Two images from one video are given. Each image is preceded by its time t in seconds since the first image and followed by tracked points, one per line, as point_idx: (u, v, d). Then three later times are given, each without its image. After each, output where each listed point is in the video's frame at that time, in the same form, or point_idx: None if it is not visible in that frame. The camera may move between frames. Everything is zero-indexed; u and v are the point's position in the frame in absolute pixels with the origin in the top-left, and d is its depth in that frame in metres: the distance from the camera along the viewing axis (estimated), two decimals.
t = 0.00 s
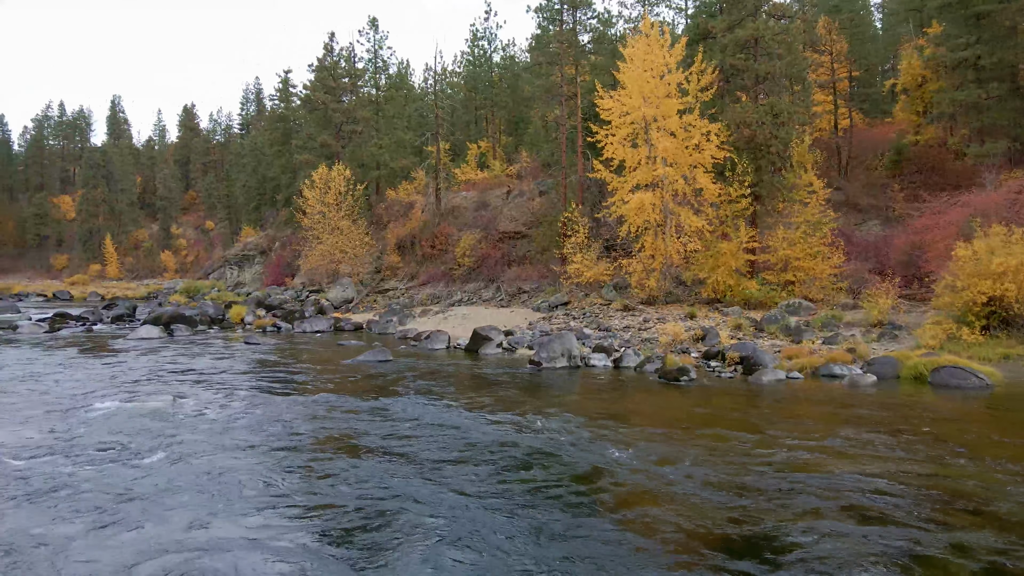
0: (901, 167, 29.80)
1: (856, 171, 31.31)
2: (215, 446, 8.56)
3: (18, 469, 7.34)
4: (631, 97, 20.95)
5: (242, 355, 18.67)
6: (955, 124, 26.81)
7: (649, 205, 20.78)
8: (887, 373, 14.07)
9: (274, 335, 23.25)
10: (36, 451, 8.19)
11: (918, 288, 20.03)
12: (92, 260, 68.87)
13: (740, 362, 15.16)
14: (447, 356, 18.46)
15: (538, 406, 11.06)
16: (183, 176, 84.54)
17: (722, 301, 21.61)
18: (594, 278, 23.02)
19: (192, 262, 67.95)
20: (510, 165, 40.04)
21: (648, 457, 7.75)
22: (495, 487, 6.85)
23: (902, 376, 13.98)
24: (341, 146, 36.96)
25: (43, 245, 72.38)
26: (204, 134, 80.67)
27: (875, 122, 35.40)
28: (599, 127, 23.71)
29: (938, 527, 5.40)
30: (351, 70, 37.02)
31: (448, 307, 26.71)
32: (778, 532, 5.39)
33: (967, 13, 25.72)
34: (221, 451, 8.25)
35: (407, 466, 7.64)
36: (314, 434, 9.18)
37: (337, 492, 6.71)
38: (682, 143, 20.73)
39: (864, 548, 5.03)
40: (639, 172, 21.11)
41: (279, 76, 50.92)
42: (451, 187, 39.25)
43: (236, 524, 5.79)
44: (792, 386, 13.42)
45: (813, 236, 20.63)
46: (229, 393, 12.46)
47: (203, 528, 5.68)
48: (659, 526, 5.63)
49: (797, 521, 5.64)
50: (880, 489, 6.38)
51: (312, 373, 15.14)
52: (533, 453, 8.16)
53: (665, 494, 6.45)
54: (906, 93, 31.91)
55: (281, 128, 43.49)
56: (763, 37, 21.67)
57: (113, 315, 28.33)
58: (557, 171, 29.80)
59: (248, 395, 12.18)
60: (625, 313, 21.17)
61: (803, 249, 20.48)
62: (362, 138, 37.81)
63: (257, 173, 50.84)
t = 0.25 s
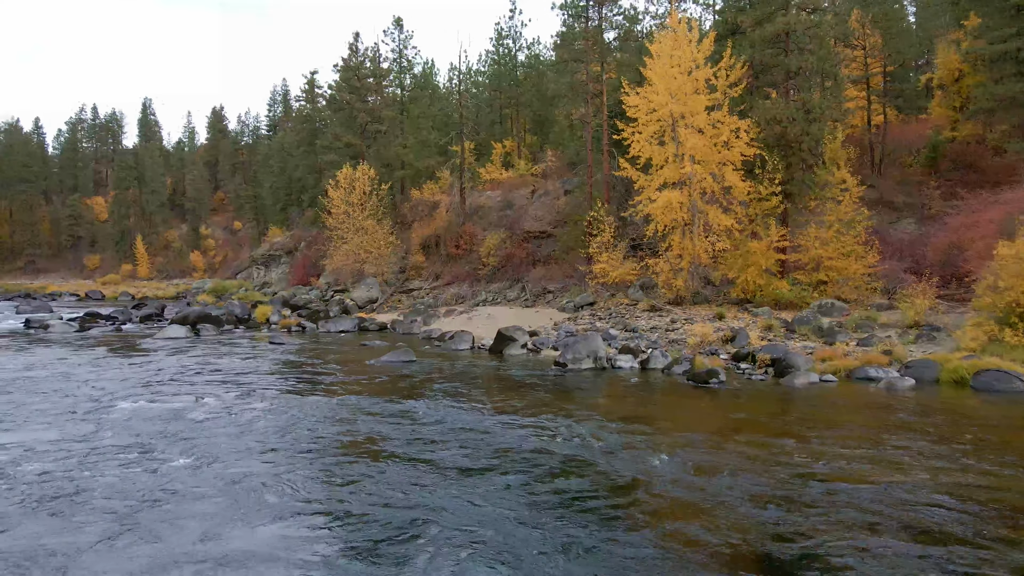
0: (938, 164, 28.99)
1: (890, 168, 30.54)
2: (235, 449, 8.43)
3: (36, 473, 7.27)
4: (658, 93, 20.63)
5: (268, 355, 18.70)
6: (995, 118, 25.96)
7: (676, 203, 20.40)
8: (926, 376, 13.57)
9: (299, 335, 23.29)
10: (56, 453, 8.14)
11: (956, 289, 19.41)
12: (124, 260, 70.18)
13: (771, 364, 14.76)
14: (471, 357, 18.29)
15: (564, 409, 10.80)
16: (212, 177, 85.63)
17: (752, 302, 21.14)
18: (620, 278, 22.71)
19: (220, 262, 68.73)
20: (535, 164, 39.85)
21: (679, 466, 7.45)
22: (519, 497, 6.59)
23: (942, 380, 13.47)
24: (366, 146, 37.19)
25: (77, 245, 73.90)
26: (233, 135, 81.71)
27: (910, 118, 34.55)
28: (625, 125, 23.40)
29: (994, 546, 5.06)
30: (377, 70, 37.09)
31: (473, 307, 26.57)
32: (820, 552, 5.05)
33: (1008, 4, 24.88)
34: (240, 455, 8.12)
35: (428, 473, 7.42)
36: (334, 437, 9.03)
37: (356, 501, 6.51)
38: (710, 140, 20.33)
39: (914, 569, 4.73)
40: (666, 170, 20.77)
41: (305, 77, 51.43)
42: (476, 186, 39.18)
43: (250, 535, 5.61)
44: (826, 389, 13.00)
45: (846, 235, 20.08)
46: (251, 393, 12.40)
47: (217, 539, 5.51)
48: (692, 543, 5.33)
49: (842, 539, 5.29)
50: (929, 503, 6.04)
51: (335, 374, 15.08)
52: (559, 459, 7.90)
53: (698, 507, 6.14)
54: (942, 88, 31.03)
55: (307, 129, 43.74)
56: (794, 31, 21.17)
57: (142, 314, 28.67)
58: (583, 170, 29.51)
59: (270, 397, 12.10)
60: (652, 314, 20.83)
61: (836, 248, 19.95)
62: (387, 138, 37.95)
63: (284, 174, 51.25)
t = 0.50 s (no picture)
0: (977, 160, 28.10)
1: (926, 165, 29.69)
2: (255, 451, 8.31)
3: (55, 476, 7.20)
4: (686, 89, 20.26)
5: (292, 355, 18.68)
6: None
7: (704, 201, 20.02)
8: (967, 379, 13.04)
9: (323, 335, 23.27)
10: (77, 455, 8.08)
11: (998, 289, 18.72)
12: (155, 260, 71.21)
13: (804, 366, 14.32)
14: (495, 357, 18.09)
15: (590, 412, 10.54)
16: (241, 178, 86.57)
17: (782, 302, 20.65)
18: (646, 278, 22.36)
19: (248, 262, 69.38)
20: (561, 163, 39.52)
21: (711, 474, 7.16)
22: (545, 506, 6.36)
23: (984, 384, 12.94)
24: (391, 146, 37.20)
25: (109, 246, 75.16)
26: (260, 136, 82.50)
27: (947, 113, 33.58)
28: (652, 122, 23.03)
29: None
30: (401, 70, 37.06)
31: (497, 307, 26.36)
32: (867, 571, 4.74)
33: None
34: (259, 458, 7.99)
35: (450, 480, 7.21)
36: (356, 440, 8.87)
37: (377, 508, 6.32)
38: (740, 136, 19.90)
39: None
40: (694, 167, 20.39)
41: (330, 78, 51.70)
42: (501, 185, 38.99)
43: (267, 546, 5.44)
44: (862, 392, 12.54)
45: (881, 233, 19.49)
46: (274, 394, 12.32)
47: (232, 550, 5.35)
48: (729, 559, 5.05)
49: (889, 558, 4.98)
50: (984, 519, 5.67)
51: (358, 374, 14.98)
52: (585, 466, 7.65)
53: (732, 519, 5.85)
54: (981, 81, 30.09)
55: (332, 129, 43.89)
56: (827, 24, 20.63)
57: (170, 314, 28.93)
58: (609, 168, 29.16)
59: (292, 397, 12.00)
60: (679, 314, 20.44)
61: (870, 247, 19.37)
62: (412, 137, 37.93)
63: (310, 174, 51.54)
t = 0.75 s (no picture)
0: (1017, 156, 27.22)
1: (964, 161, 28.87)
2: (275, 455, 8.16)
3: (74, 481, 7.10)
4: (715, 85, 19.86)
5: (317, 356, 18.65)
6: None
7: (734, 199, 19.59)
8: (1011, 384, 12.52)
9: (348, 335, 23.22)
10: (97, 458, 8.00)
11: None
12: (184, 260, 72.14)
13: (838, 369, 13.88)
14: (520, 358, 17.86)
15: (617, 416, 10.26)
16: (268, 178, 87.40)
17: (815, 302, 20.12)
18: (673, 277, 21.99)
19: (275, 262, 70.00)
20: (586, 161, 39.18)
21: (747, 484, 6.84)
22: (573, 516, 6.10)
23: None
24: (415, 145, 37.11)
25: (140, 246, 76.31)
26: (287, 137, 83.22)
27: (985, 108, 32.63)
28: (680, 118, 22.64)
29: None
30: (426, 70, 36.98)
31: (522, 307, 26.14)
32: None
33: None
34: (280, 462, 7.83)
35: (475, 488, 6.98)
36: (378, 444, 8.69)
37: (398, 518, 6.11)
38: (770, 132, 19.43)
39: None
40: (723, 165, 19.97)
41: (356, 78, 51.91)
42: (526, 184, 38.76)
43: (286, 557, 5.26)
44: (900, 396, 12.09)
45: (918, 230, 18.87)
46: (297, 395, 12.21)
47: (249, 562, 5.17)
48: None
49: None
50: None
51: (382, 375, 14.86)
52: (615, 474, 7.37)
53: (772, 535, 5.54)
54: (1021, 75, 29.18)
55: (357, 130, 43.98)
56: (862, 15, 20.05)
57: (197, 314, 29.14)
58: (635, 166, 28.77)
59: (315, 398, 11.87)
60: (708, 315, 20.06)
61: (907, 245, 18.76)
62: (436, 137, 37.85)
63: (335, 174, 51.79)
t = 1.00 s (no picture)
0: None
1: (1002, 157, 28.03)
2: (296, 458, 7.99)
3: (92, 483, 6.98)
4: (745, 80, 19.43)
5: (342, 356, 18.59)
6: None
7: (764, 196, 19.15)
8: None
9: (372, 335, 23.15)
10: (117, 459, 7.89)
11: None
12: (213, 260, 73.02)
13: (875, 371, 13.43)
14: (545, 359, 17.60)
15: (646, 420, 9.97)
16: (295, 179, 88.19)
17: (848, 303, 19.56)
18: (701, 277, 21.59)
19: (301, 261, 70.57)
20: (612, 160, 38.81)
21: (787, 497, 6.50)
22: (603, 529, 5.82)
23: None
24: (440, 144, 37.40)
25: (170, 246, 77.42)
26: (313, 138, 83.88)
27: None
28: (708, 115, 22.23)
29: None
30: (451, 69, 36.89)
31: (547, 306, 25.90)
32: None
33: None
34: (300, 465, 7.66)
35: (500, 496, 6.72)
36: (400, 448, 8.48)
37: (421, 528, 5.88)
38: (802, 128, 18.94)
39: None
40: (753, 162, 19.53)
41: (380, 78, 52.09)
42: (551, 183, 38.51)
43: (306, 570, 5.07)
44: (941, 401, 11.62)
45: (956, 229, 18.24)
46: (320, 395, 12.07)
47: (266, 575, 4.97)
48: None
49: None
50: None
51: (406, 375, 14.71)
52: (646, 483, 7.07)
53: (817, 554, 5.20)
54: None
55: (382, 130, 44.06)
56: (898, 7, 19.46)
57: (223, 313, 29.31)
58: (662, 164, 28.38)
59: (337, 399, 11.72)
60: (737, 315, 19.64)
61: (945, 244, 18.13)
62: (461, 136, 37.81)
63: (360, 174, 51.98)
